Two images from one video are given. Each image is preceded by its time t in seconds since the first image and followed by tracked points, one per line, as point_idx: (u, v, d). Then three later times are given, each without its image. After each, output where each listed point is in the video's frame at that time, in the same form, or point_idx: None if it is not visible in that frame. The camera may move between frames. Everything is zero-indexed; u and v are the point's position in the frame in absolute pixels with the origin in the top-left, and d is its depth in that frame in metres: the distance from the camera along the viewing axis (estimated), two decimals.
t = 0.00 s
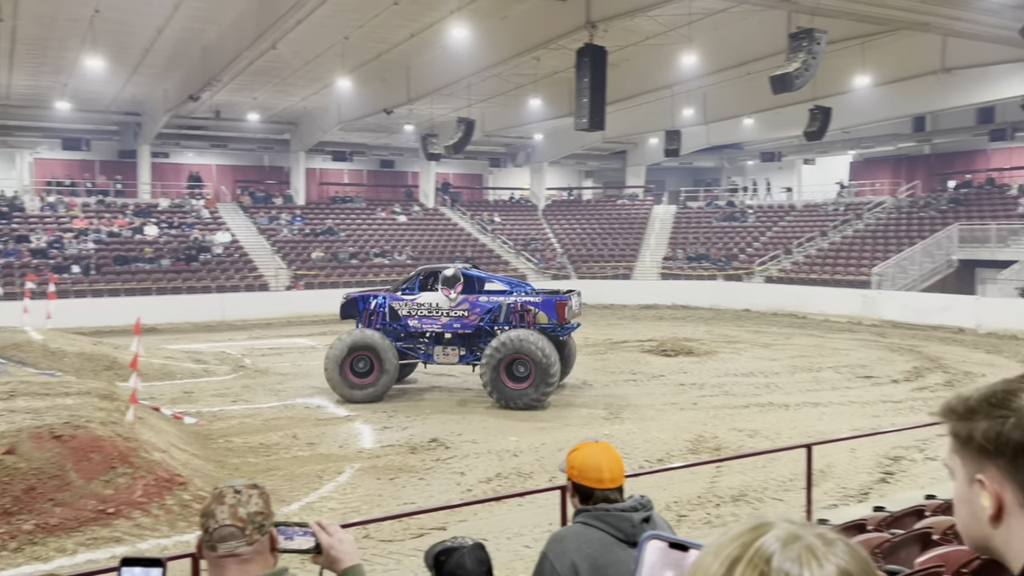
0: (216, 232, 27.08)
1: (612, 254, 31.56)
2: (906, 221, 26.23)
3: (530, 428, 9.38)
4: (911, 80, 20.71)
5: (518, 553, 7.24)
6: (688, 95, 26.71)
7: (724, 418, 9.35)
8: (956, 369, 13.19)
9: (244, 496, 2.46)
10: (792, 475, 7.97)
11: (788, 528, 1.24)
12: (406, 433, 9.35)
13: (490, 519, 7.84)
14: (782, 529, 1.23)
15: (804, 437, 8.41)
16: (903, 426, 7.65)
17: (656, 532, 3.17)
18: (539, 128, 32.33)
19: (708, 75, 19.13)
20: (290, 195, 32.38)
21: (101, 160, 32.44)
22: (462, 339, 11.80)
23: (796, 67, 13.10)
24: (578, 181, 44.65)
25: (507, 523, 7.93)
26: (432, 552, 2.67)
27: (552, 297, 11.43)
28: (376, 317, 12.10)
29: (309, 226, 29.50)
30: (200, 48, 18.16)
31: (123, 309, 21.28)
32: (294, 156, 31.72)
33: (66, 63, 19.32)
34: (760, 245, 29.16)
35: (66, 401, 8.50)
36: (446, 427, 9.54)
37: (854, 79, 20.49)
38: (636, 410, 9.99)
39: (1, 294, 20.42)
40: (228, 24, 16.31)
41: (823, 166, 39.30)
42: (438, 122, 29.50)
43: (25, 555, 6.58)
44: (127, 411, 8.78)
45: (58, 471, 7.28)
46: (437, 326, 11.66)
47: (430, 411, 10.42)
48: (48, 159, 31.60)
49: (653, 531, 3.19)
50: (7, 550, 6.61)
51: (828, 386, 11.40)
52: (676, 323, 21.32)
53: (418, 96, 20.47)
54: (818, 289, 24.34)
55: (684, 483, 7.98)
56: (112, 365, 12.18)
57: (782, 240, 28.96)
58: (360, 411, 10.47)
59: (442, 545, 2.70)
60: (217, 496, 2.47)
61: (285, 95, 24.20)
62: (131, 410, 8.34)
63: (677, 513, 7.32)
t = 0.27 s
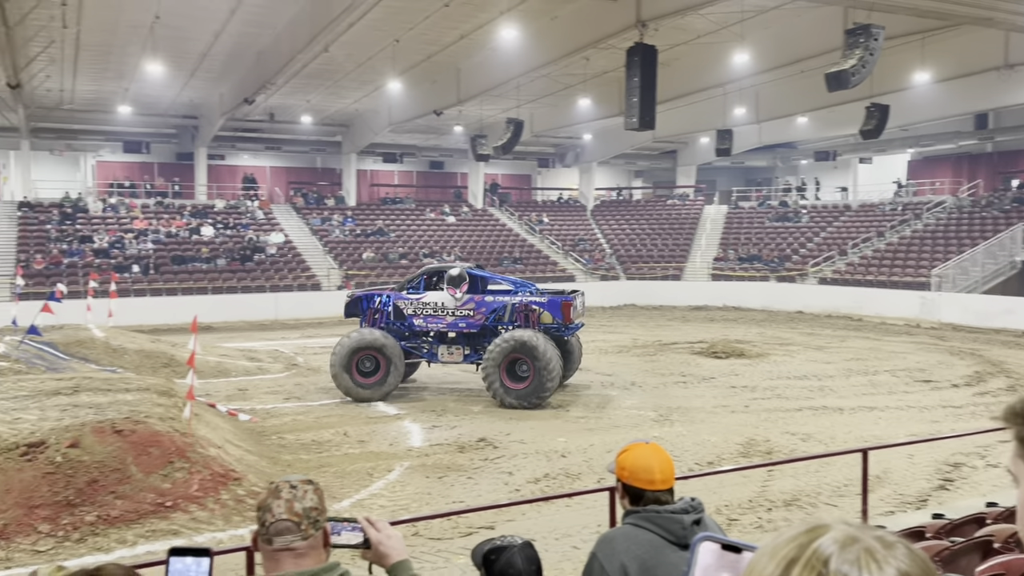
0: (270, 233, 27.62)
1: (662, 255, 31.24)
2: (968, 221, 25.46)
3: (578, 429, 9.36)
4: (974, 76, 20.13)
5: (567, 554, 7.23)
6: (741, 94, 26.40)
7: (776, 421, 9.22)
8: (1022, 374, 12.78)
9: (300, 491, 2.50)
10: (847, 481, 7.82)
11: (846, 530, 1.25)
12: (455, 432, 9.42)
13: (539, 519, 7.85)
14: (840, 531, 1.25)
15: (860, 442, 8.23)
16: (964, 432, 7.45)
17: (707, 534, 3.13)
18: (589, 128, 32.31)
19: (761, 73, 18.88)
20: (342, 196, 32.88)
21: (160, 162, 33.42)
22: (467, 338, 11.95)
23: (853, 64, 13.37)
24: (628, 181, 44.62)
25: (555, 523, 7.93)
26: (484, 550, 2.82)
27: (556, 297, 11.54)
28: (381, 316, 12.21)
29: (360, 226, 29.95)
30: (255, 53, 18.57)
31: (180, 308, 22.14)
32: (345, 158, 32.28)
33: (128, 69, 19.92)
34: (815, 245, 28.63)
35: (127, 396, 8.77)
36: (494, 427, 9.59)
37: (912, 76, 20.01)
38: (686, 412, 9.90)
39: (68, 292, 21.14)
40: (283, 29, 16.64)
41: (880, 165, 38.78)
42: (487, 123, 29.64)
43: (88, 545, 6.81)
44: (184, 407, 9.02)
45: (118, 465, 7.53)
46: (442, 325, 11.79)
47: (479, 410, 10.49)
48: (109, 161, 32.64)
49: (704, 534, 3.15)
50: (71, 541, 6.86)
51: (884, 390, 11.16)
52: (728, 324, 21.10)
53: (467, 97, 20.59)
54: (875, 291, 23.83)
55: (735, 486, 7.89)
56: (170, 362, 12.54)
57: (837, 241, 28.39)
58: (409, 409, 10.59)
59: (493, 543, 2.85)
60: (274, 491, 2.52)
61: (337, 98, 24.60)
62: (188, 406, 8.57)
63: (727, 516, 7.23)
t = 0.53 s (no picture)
0: (320, 234, 28.09)
1: (710, 255, 30.88)
2: None
3: (625, 430, 9.31)
4: None
5: (613, 557, 7.18)
6: (791, 92, 26.05)
7: (828, 425, 9.06)
8: None
9: (354, 488, 2.62)
10: (901, 487, 7.65)
11: (903, 536, 1.33)
12: (500, 432, 9.44)
13: (585, 521, 7.82)
14: (896, 535, 1.31)
15: (915, 447, 8.04)
16: None
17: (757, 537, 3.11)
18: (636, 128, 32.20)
19: (813, 71, 18.60)
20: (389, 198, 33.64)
21: (212, 164, 34.14)
22: (470, 337, 12.09)
23: (908, 61, 13.15)
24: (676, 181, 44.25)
25: (602, 526, 7.90)
26: (531, 549, 2.91)
27: (561, 296, 11.73)
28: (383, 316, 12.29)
29: (408, 227, 30.28)
30: (305, 57, 18.86)
31: (231, 308, 22.69)
32: (393, 159, 32.77)
33: (183, 73, 20.39)
34: (868, 246, 28.10)
35: (181, 394, 8.98)
36: (540, 428, 9.58)
37: (970, 72, 19.52)
38: (735, 415, 9.78)
39: (126, 291, 21.68)
40: (332, 32, 16.84)
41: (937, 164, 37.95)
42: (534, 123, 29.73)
43: (143, 538, 6.99)
44: (236, 405, 9.20)
45: (173, 461, 7.71)
46: (447, 324, 11.92)
47: (524, 410, 10.51)
48: (164, 163, 33.50)
49: (754, 537, 3.13)
50: (128, 534, 7.06)
51: (941, 395, 10.88)
52: (777, 326, 20.83)
53: (512, 97, 20.65)
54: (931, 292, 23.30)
55: (785, 491, 7.77)
56: (223, 360, 12.83)
57: (891, 241, 27.78)
58: (455, 409, 10.67)
59: (539, 544, 2.94)
60: (327, 488, 2.63)
61: (385, 100, 24.91)
62: (240, 403, 8.73)
63: (777, 521, 7.12)
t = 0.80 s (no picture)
0: (367, 235, 28.51)
1: (758, 256, 30.46)
2: None
3: (671, 433, 9.25)
4: None
5: (659, 560, 7.13)
6: (842, 90, 25.68)
7: (881, 430, 8.90)
8: None
9: (405, 486, 2.63)
10: (958, 494, 7.45)
11: (962, 541, 1.30)
12: (546, 433, 9.45)
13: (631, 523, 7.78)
14: (956, 540, 1.31)
15: (972, 453, 7.83)
16: None
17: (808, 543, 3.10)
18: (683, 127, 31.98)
19: (864, 69, 18.26)
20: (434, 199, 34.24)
21: (263, 167, 34.62)
22: (475, 337, 12.32)
23: (965, 56, 12.84)
24: (723, 180, 43.73)
25: (647, 528, 7.84)
26: (576, 550, 2.77)
27: (567, 296, 12.09)
28: (386, 316, 12.40)
29: (453, 228, 30.53)
30: (353, 60, 19.12)
31: (282, 307, 23.05)
32: (439, 160, 33.13)
33: (234, 77, 20.82)
34: (923, 245, 27.54)
35: (233, 392, 9.15)
36: (586, 429, 9.57)
37: None
38: (784, 418, 9.65)
39: (179, 291, 22.14)
40: (379, 36, 17.01)
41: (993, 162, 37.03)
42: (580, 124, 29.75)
43: (196, 534, 7.17)
44: (286, 403, 9.35)
45: (224, 458, 7.85)
46: (454, 324, 12.14)
47: (570, 411, 10.51)
48: (217, 166, 34.17)
49: (804, 542, 3.13)
50: (181, 529, 7.25)
51: (1001, 400, 10.58)
52: (828, 328, 20.49)
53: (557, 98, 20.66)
54: (990, 292, 22.73)
55: (836, 496, 7.64)
56: (272, 360, 13.09)
57: (947, 241, 27.30)
58: (501, 410, 10.72)
59: (585, 544, 2.79)
60: (378, 486, 2.64)
61: (431, 102, 25.15)
62: (290, 402, 8.86)
63: (828, 526, 6.99)
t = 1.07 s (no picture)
0: (415, 236, 28.86)
1: (810, 255, 29.92)
2: None
3: (720, 435, 9.17)
4: None
5: (709, 563, 7.04)
6: (897, 86, 25.18)
7: (939, 435, 8.69)
8: None
9: (458, 485, 2.67)
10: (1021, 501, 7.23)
11: None
12: (593, 434, 9.43)
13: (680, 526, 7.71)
14: None
15: None
16: None
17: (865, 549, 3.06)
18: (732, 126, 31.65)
19: (921, 64, 17.85)
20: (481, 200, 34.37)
21: (312, 170, 35.09)
22: (481, 337, 12.88)
23: None
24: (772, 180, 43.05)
25: (696, 532, 7.76)
26: (626, 551, 2.96)
27: (573, 295, 12.80)
28: (392, 318, 12.80)
29: (500, 229, 30.70)
30: (400, 63, 19.33)
31: (331, 307, 23.37)
32: (486, 162, 33.41)
33: (285, 82, 21.19)
34: (982, 245, 26.88)
35: (284, 391, 9.31)
36: (634, 431, 9.53)
37: None
38: (837, 421, 9.49)
39: (231, 292, 22.58)
40: (427, 39, 17.13)
41: None
42: (627, 124, 29.61)
43: (249, 530, 7.30)
44: (336, 402, 9.49)
45: (276, 456, 7.97)
46: (463, 324, 12.65)
47: (618, 413, 10.48)
48: (268, 170, 34.75)
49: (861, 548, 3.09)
50: (235, 525, 7.39)
51: None
52: (884, 330, 20.03)
53: (604, 97, 20.57)
54: None
55: (892, 501, 7.48)
56: (321, 360, 13.32)
57: (1007, 241, 26.60)
58: (548, 411, 10.74)
59: (635, 546, 2.97)
60: (431, 485, 2.67)
61: (478, 103, 25.30)
62: (339, 401, 8.99)
63: (883, 532, 6.83)
